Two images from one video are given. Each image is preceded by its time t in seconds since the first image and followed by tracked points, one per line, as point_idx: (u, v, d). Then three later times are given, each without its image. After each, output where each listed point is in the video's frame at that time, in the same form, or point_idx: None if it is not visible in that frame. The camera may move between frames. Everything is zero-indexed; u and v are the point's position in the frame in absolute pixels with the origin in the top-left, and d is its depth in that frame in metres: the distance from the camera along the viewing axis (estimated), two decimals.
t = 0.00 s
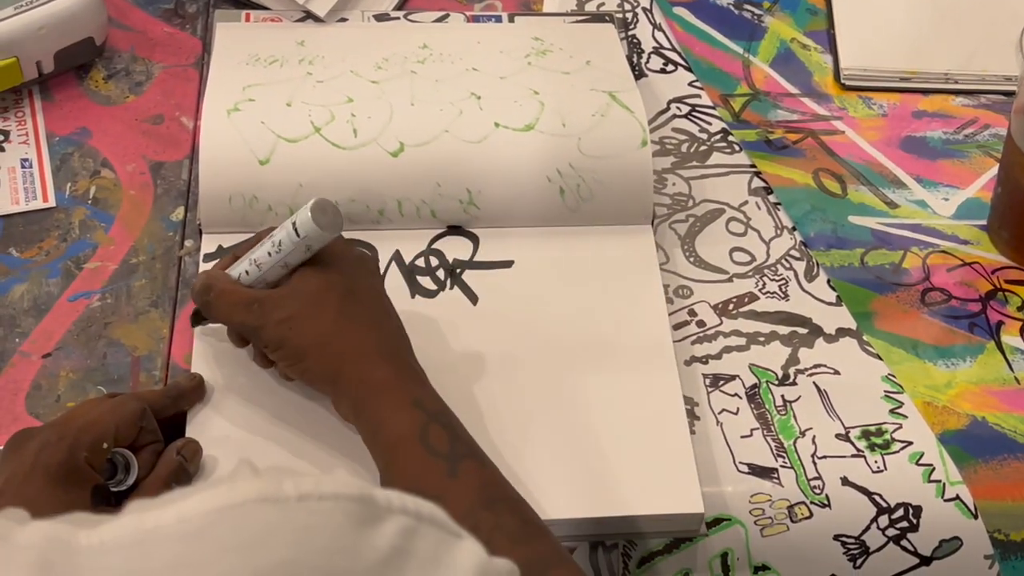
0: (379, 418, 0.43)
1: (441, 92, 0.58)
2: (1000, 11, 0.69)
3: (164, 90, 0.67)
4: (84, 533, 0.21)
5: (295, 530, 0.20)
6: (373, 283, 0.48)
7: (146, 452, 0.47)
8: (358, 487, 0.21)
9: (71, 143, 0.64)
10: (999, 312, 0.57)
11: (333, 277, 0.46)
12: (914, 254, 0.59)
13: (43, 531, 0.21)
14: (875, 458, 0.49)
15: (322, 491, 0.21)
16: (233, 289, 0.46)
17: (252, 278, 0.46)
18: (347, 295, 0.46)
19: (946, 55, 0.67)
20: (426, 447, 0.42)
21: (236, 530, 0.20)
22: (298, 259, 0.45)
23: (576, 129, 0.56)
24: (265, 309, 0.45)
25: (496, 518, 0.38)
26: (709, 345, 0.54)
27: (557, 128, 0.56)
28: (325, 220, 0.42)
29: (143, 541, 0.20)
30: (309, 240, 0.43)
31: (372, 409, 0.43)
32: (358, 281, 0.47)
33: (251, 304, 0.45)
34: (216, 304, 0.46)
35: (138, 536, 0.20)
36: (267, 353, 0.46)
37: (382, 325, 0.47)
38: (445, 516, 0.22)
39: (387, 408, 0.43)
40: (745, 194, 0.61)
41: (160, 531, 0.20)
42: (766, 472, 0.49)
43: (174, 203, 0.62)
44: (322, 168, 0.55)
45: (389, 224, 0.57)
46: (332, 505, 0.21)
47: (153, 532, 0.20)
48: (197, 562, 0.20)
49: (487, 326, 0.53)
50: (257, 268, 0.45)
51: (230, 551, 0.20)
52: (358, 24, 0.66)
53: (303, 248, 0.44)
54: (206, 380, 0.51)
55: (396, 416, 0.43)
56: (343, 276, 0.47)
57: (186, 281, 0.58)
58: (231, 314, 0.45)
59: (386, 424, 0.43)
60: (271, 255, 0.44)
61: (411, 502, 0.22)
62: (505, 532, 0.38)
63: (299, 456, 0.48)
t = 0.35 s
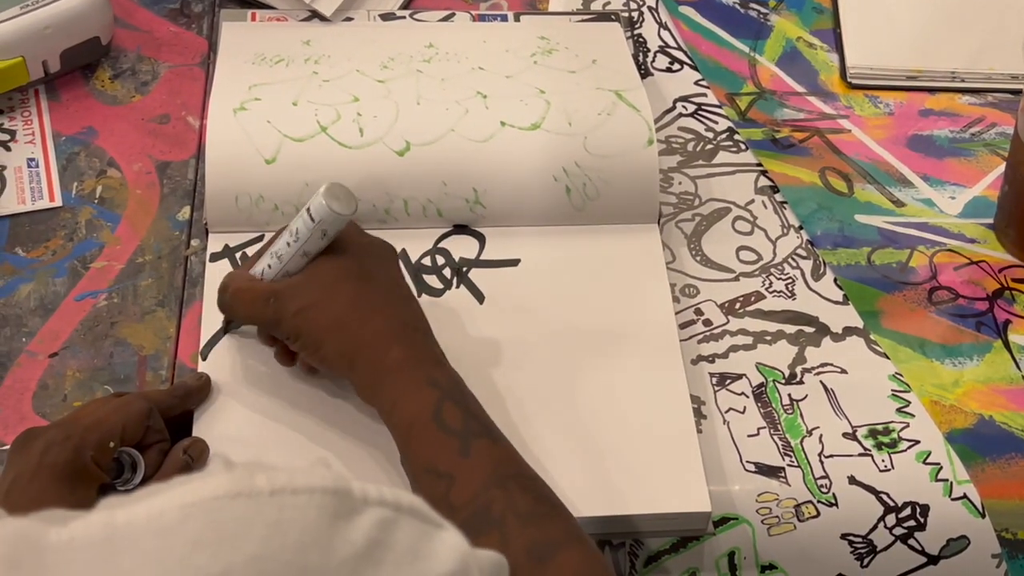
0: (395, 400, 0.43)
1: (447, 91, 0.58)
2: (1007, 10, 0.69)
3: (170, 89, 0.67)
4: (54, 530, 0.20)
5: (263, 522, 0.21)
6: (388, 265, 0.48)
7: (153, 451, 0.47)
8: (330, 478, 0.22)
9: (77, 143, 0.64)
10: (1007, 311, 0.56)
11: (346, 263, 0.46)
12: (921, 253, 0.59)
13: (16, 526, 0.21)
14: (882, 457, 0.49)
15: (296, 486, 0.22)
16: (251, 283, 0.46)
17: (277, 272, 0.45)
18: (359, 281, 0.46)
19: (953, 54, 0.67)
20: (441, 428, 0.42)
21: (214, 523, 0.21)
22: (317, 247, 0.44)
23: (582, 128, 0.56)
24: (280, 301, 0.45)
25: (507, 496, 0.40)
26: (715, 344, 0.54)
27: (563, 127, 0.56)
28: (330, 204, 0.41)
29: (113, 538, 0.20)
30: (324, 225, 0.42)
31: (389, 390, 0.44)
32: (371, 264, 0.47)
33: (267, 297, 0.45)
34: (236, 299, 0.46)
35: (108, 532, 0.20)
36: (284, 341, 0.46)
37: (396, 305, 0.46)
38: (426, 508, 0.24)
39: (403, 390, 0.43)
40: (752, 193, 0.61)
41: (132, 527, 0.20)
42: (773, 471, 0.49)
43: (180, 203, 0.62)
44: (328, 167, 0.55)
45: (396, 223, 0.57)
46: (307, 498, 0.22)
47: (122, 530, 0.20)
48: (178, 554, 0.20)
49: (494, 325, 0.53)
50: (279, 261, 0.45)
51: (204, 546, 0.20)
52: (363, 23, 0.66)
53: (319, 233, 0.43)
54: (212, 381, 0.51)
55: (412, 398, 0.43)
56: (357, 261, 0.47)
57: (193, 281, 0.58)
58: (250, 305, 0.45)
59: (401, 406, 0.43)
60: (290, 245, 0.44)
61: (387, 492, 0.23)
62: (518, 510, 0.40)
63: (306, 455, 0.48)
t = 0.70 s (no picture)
0: (376, 408, 0.44)
1: (449, 92, 0.58)
2: (1008, 10, 0.69)
3: (174, 90, 0.68)
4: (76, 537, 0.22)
5: (282, 527, 0.22)
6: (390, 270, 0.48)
7: (158, 450, 0.48)
8: (349, 484, 0.23)
9: (82, 144, 0.65)
10: (1008, 310, 0.57)
11: (344, 264, 0.46)
12: (922, 253, 0.59)
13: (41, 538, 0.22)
14: (884, 456, 0.50)
15: (314, 492, 0.22)
16: (253, 276, 0.47)
17: (273, 265, 0.46)
18: (354, 284, 0.46)
19: (954, 55, 0.67)
20: (425, 438, 0.43)
21: (234, 530, 0.22)
22: (314, 245, 0.44)
23: (584, 129, 0.57)
24: (275, 298, 0.46)
25: (494, 505, 0.40)
26: (717, 344, 0.54)
27: (565, 127, 0.57)
28: (328, 204, 0.42)
29: (134, 543, 0.22)
30: (319, 224, 0.43)
31: (373, 394, 0.44)
32: (368, 267, 0.47)
33: (263, 293, 0.46)
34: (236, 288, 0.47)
35: (128, 537, 0.22)
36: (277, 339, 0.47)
37: (390, 310, 0.46)
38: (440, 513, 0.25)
39: (388, 399, 0.44)
40: (754, 194, 0.61)
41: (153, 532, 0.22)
42: (775, 470, 0.49)
43: (184, 204, 0.62)
44: (331, 167, 0.55)
45: (399, 223, 0.57)
46: (326, 504, 0.22)
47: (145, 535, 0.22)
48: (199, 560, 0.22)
49: (497, 324, 0.53)
50: (277, 256, 0.46)
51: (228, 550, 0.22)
52: (366, 25, 0.66)
53: (313, 232, 0.43)
54: (217, 381, 0.51)
55: (394, 408, 0.43)
56: (354, 263, 0.47)
57: (197, 281, 0.58)
58: (247, 299, 0.47)
59: (385, 413, 0.44)
60: (289, 238, 0.44)
61: (405, 497, 0.24)
62: (506, 521, 0.39)
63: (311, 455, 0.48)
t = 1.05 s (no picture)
0: (378, 436, 0.44)
1: (452, 92, 0.59)
2: (1011, 9, 0.69)
3: (178, 90, 0.68)
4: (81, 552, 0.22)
5: (291, 545, 0.23)
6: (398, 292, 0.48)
7: (163, 448, 0.48)
8: (358, 502, 0.24)
9: (86, 144, 0.65)
10: (1010, 309, 0.57)
11: (349, 295, 0.47)
12: (924, 253, 0.59)
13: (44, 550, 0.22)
14: (886, 455, 0.50)
15: (324, 510, 0.23)
16: (263, 295, 0.48)
17: (281, 287, 0.47)
18: (358, 314, 0.47)
19: (956, 54, 0.67)
20: (429, 466, 0.42)
21: (245, 546, 0.22)
22: (319, 270, 0.45)
23: (586, 128, 0.57)
24: (280, 320, 0.47)
25: (502, 533, 0.38)
26: (720, 343, 0.54)
27: (568, 127, 0.57)
28: (334, 231, 0.43)
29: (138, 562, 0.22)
30: (324, 249, 0.43)
31: (378, 426, 0.44)
32: (375, 297, 0.48)
33: (269, 314, 0.47)
34: (245, 309, 0.48)
35: (136, 554, 0.22)
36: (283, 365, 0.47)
37: (396, 340, 0.47)
38: (451, 531, 0.26)
39: (391, 427, 0.43)
40: (756, 193, 0.61)
41: (160, 550, 0.22)
42: (777, 468, 0.49)
43: (188, 204, 0.62)
44: (335, 167, 0.55)
45: (403, 223, 0.57)
46: (335, 521, 0.23)
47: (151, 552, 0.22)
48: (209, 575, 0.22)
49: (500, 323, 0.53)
50: (284, 277, 0.47)
51: (239, 565, 0.22)
52: (369, 25, 0.66)
53: (319, 257, 0.44)
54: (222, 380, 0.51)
55: (396, 435, 0.43)
56: (360, 293, 0.47)
57: (201, 280, 0.59)
58: (254, 321, 0.48)
59: (389, 444, 0.43)
60: (296, 261, 0.45)
61: (415, 515, 0.25)
62: (513, 546, 0.38)
63: (315, 454, 0.48)
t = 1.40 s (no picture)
0: (408, 479, 0.41)
1: (454, 92, 0.59)
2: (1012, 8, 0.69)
3: (182, 89, 0.68)
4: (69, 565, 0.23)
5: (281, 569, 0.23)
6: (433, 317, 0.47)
7: (166, 445, 0.48)
8: (357, 533, 0.24)
9: (90, 143, 0.65)
10: (1010, 306, 0.57)
11: (389, 328, 0.44)
12: (925, 250, 0.59)
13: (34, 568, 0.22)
14: (886, 451, 0.50)
15: (318, 537, 0.23)
16: (296, 316, 0.44)
17: (311, 312, 0.44)
18: (397, 347, 0.44)
19: (957, 53, 0.68)
20: (456, 513, 0.40)
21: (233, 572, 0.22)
22: (354, 303, 0.43)
23: (588, 126, 0.57)
24: (317, 348, 0.43)
25: None
26: (721, 340, 0.54)
27: (569, 125, 0.57)
28: (374, 269, 0.40)
29: None
30: (362, 286, 0.41)
31: (406, 468, 0.41)
32: (414, 334, 0.45)
33: (304, 341, 0.44)
34: (276, 329, 0.44)
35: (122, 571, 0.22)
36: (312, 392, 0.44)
37: (433, 380, 0.44)
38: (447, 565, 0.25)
39: (422, 472, 0.41)
40: (757, 191, 0.61)
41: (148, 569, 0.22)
42: (778, 464, 0.49)
43: (191, 202, 0.62)
44: (337, 164, 0.55)
45: (405, 221, 0.57)
46: (328, 550, 0.23)
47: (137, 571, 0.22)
48: None
49: (501, 320, 0.53)
50: (314, 301, 0.44)
51: None
52: (371, 25, 0.66)
53: (356, 292, 0.41)
54: (224, 377, 0.52)
55: (426, 482, 0.41)
56: (399, 328, 0.44)
57: (204, 278, 0.59)
58: (285, 345, 0.44)
59: (417, 487, 0.41)
60: (330, 291, 0.43)
61: (415, 550, 0.24)
62: None
63: (317, 449, 0.49)
